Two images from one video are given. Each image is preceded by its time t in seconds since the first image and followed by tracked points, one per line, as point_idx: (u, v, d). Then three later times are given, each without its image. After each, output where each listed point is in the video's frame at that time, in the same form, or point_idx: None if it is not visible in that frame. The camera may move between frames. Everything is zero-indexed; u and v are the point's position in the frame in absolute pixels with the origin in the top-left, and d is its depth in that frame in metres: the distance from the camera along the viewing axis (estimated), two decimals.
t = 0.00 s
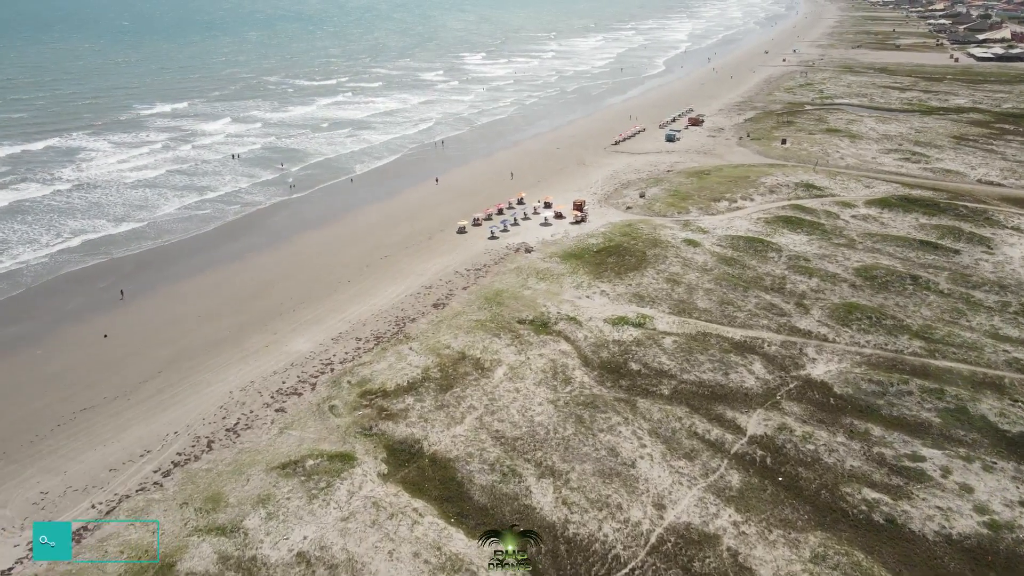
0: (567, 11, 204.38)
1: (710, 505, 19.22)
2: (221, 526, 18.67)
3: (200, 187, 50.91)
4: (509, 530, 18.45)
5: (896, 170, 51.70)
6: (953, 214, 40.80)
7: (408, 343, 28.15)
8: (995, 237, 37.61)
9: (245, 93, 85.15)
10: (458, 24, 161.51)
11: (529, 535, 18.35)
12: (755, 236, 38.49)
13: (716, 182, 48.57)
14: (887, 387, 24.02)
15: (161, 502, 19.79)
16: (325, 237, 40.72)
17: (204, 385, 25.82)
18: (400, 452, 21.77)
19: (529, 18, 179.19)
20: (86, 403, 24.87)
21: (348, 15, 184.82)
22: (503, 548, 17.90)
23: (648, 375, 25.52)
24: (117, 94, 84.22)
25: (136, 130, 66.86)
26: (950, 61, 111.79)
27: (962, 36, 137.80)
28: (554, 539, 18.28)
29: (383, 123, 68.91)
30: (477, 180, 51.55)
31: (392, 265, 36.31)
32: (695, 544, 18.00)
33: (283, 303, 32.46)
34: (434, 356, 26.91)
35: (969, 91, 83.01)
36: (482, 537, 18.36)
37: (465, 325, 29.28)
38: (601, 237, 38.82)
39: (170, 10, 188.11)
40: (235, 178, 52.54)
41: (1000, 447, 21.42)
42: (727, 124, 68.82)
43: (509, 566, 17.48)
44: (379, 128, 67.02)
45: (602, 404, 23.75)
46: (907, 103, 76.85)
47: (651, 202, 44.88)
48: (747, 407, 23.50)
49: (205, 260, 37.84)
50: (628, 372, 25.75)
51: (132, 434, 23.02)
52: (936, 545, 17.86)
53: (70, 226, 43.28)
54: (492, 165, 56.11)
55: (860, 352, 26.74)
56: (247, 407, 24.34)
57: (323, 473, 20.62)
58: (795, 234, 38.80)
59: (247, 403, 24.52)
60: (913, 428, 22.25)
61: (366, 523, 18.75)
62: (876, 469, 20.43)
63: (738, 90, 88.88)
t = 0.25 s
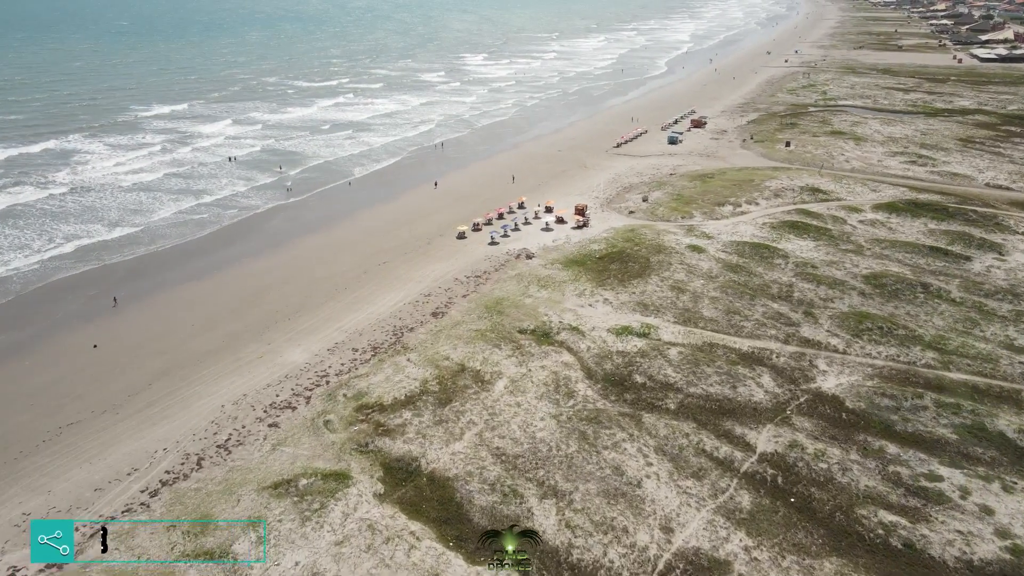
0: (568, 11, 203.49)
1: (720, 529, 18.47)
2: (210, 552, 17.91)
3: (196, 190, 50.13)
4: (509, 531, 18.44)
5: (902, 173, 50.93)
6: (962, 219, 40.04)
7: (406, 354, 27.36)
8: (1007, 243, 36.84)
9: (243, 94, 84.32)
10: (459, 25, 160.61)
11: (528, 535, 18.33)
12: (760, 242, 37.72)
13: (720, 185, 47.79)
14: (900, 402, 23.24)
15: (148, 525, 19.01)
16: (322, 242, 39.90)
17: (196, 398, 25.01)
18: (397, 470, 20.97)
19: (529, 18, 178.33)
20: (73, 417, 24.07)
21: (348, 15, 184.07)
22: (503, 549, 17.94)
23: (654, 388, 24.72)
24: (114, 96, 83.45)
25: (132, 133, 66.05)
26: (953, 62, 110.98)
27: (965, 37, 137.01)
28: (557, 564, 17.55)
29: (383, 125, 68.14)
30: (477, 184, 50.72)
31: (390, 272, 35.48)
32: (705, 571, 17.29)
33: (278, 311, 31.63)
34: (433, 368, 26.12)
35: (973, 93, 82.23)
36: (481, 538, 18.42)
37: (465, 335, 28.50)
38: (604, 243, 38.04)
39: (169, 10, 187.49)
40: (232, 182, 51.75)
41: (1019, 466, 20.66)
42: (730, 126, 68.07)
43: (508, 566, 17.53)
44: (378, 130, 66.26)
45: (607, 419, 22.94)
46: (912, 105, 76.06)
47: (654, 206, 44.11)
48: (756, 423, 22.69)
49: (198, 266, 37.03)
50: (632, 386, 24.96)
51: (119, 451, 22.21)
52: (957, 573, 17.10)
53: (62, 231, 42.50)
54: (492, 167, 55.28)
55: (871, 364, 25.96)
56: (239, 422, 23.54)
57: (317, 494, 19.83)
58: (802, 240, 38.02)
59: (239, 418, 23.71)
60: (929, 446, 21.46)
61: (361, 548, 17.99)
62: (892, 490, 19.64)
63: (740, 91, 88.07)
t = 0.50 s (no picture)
0: (568, 11, 202.57)
1: (729, 551, 17.84)
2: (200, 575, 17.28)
3: (192, 194, 49.45)
4: (509, 531, 18.33)
5: (908, 176, 50.26)
6: (971, 224, 39.36)
7: (404, 364, 26.68)
8: (1017, 248, 36.16)
9: (241, 96, 83.66)
10: (459, 25, 159.94)
11: (529, 535, 18.25)
12: (766, 247, 37.05)
13: (723, 189, 47.11)
14: (913, 415, 22.55)
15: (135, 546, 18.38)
16: (320, 247, 39.26)
17: (187, 410, 24.34)
18: (394, 487, 20.28)
19: (530, 19, 177.57)
20: (61, 431, 23.44)
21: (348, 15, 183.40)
22: (503, 549, 17.81)
23: (659, 400, 24.03)
24: (111, 97, 82.74)
25: (129, 134, 65.40)
26: (957, 63, 110.25)
27: (968, 38, 136.30)
28: None
29: (382, 127, 67.47)
30: (477, 187, 50.02)
31: (388, 278, 34.82)
32: None
33: (273, 318, 30.98)
34: (431, 379, 25.44)
35: (978, 94, 81.55)
36: (481, 537, 18.35)
37: (465, 345, 27.81)
38: (606, 248, 37.37)
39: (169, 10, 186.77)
40: (229, 185, 51.10)
41: None
42: (733, 128, 67.40)
43: (509, 566, 17.36)
44: (377, 132, 65.60)
45: (611, 433, 22.25)
46: (916, 106, 75.37)
47: (656, 210, 43.42)
48: (765, 437, 22.00)
49: (193, 272, 36.41)
50: (636, 398, 24.27)
51: (108, 467, 21.59)
52: None
53: (56, 235, 41.83)
54: (492, 170, 54.59)
55: (882, 375, 25.26)
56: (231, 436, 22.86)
57: (311, 513, 19.15)
58: (807, 245, 37.35)
59: (232, 432, 23.05)
60: (944, 461, 20.77)
61: (356, 572, 17.33)
62: (907, 509, 18.96)
63: (743, 92, 87.36)
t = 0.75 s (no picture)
0: (569, 12, 201.97)
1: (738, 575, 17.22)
2: None
3: (189, 197, 48.76)
4: (509, 531, 18.39)
5: (914, 179, 49.61)
6: (979, 229, 38.71)
7: (402, 375, 26.00)
8: None
9: (239, 97, 82.89)
10: (459, 25, 159.19)
11: (529, 535, 18.32)
12: (771, 253, 36.38)
13: (727, 192, 46.42)
14: (927, 430, 21.87)
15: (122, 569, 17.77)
16: (317, 252, 38.56)
17: (179, 423, 23.69)
18: (391, 505, 19.59)
19: (531, 19, 176.85)
20: (48, 444, 22.80)
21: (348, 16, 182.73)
22: (503, 549, 17.85)
23: (664, 413, 23.34)
24: (108, 98, 82.01)
25: (125, 136, 64.68)
26: (960, 63, 109.60)
27: (970, 39, 135.69)
28: None
29: (381, 129, 66.78)
30: (477, 190, 49.34)
31: (386, 284, 34.12)
32: None
33: (268, 326, 30.28)
34: (430, 391, 24.76)
35: (981, 95, 80.91)
36: (482, 538, 18.28)
37: (464, 355, 27.14)
38: (608, 253, 36.71)
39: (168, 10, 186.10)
40: (226, 188, 50.41)
41: None
42: (736, 130, 66.72)
43: (509, 566, 17.40)
44: (376, 134, 64.91)
45: (614, 448, 21.57)
46: (920, 107, 74.72)
47: (660, 214, 42.73)
48: (774, 453, 21.29)
49: (187, 278, 35.71)
50: (641, 411, 23.59)
51: (95, 484, 20.97)
52: None
53: (49, 239, 41.16)
54: (492, 173, 53.88)
55: (893, 387, 24.59)
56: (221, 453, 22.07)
57: (305, 534, 18.51)
58: (813, 250, 36.67)
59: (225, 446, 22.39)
60: (959, 479, 20.10)
61: None
62: (923, 529, 18.30)
63: (745, 93, 86.68)
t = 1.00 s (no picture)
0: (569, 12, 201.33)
1: None
2: None
3: (185, 200, 48.10)
4: (509, 531, 18.46)
5: (920, 182, 48.94)
6: (988, 233, 38.04)
7: (399, 386, 25.32)
8: None
9: (237, 98, 82.19)
10: (459, 26, 158.53)
11: (528, 535, 18.39)
12: (776, 259, 35.72)
13: (731, 196, 45.75)
14: (941, 445, 21.20)
15: None
16: (314, 257, 37.92)
17: (170, 437, 23.08)
18: (388, 525, 18.91)
19: (531, 19, 176.15)
20: (36, 459, 22.21)
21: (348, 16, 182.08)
22: (503, 548, 17.88)
23: (669, 427, 22.65)
24: (106, 99, 81.30)
25: (122, 138, 64.01)
26: (963, 64, 108.91)
27: (972, 40, 135.13)
28: None
29: (380, 131, 66.11)
30: (477, 193, 48.67)
31: (385, 291, 33.46)
32: None
33: (263, 335, 29.66)
34: (429, 403, 24.09)
35: (986, 97, 80.25)
36: (483, 538, 18.31)
37: (464, 365, 26.47)
38: (611, 259, 36.04)
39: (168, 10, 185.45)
40: (223, 191, 49.75)
41: None
42: (738, 132, 66.06)
43: (508, 565, 17.38)
44: (375, 136, 64.25)
45: (619, 464, 20.88)
46: (924, 109, 74.04)
47: (662, 218, 42.07)
48: (783, 469, 20.61)
49: (182, 284, 35.08)
50: (646, 424, 22.90)
51: (82, 502, 20.37)
52: None
53: (42, 244, 40.49)
54: (493, 176, 53.23)
55: (904, 399, 23.91)
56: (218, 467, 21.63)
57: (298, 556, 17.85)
58: (820, 256, 36.00)
59: (217, 461, 21.76)
60: (976, 497, 19.43)
61: None
62: (940, 552, 17.64)
63: (747, 95, 86.01)
